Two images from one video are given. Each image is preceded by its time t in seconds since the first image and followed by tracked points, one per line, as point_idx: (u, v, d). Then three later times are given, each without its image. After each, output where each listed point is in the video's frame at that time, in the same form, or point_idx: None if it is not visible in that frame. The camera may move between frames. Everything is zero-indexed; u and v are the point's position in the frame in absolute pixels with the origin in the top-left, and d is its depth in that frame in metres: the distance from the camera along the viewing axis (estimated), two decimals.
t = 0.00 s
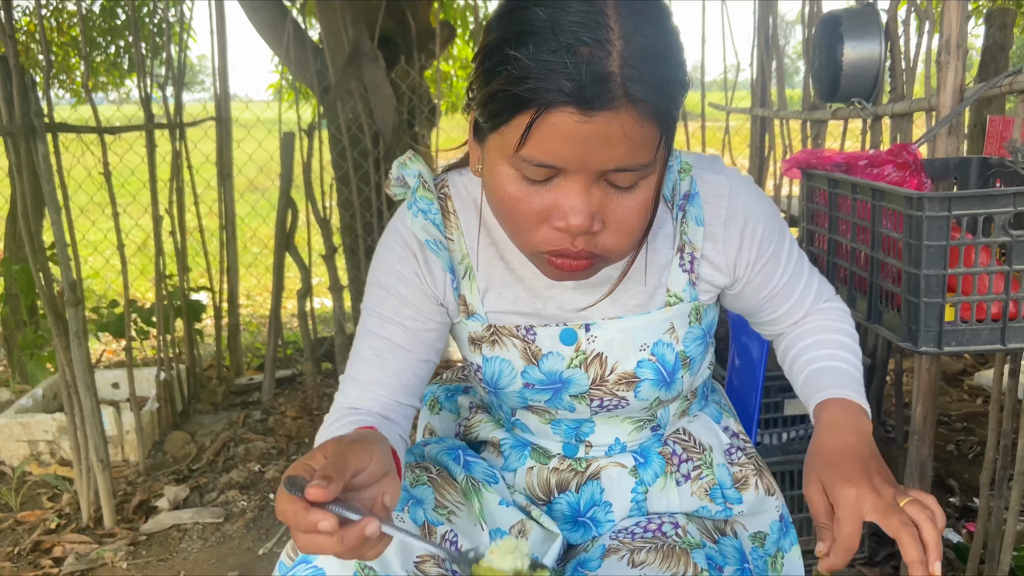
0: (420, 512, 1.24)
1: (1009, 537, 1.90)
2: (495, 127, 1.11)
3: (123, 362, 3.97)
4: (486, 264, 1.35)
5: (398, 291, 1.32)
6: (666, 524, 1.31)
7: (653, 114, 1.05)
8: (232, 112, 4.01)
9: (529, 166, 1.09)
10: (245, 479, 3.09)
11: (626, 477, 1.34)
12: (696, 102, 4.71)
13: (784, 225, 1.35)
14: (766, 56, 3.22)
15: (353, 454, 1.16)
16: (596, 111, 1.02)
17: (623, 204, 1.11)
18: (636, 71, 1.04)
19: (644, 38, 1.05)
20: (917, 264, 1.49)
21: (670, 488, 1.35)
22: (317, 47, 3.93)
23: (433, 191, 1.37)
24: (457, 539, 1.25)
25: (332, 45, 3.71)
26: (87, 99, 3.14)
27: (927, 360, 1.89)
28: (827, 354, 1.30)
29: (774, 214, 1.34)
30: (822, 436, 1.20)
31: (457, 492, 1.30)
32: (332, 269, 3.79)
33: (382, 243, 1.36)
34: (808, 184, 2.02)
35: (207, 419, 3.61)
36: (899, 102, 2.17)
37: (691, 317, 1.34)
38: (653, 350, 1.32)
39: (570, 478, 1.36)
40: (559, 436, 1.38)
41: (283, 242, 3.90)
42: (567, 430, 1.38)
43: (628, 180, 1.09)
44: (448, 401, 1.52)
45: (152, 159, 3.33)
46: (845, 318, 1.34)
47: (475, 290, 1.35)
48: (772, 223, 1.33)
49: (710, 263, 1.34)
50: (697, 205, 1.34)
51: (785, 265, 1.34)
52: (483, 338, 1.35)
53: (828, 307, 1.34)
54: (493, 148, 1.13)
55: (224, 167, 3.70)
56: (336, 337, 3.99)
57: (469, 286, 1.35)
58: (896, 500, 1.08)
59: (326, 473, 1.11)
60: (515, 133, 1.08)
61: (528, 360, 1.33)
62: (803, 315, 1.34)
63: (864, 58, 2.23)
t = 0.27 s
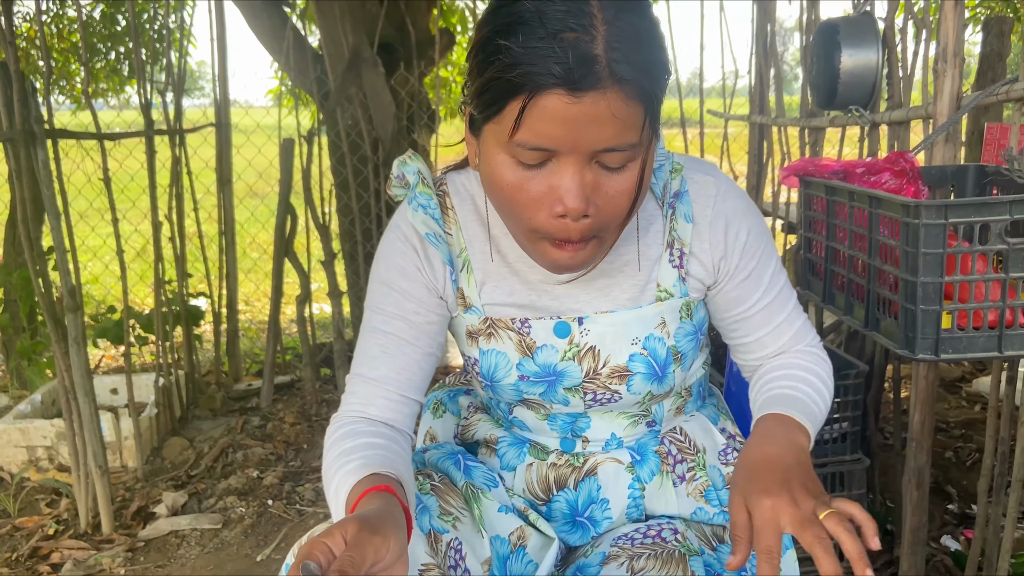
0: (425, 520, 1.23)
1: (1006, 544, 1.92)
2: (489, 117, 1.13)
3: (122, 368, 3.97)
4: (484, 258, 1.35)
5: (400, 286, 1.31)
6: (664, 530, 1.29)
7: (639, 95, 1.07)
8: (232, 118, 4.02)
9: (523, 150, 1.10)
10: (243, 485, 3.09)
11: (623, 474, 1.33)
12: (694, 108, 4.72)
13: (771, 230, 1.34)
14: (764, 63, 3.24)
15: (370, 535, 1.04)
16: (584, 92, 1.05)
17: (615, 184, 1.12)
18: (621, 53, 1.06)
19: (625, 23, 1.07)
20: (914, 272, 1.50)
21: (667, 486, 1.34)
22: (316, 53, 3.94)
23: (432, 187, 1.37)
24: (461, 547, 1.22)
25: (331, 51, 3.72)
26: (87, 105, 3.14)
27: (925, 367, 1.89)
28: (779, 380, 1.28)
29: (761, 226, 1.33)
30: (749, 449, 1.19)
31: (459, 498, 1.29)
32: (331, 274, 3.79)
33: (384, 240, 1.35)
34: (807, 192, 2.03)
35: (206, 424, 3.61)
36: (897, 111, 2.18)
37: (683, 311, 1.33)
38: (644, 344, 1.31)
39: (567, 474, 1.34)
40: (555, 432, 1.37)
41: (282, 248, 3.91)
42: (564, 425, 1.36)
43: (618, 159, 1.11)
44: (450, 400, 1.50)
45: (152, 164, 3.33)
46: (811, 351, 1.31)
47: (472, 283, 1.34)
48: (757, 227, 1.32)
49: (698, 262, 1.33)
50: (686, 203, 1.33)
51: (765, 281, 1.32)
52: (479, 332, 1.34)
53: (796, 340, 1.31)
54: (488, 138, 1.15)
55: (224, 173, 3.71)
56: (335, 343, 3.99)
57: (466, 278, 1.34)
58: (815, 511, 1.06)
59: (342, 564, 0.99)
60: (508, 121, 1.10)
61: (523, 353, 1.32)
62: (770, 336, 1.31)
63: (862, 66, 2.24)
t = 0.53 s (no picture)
0: (423, 526, 1.21)
1: (1004, 551, 1.92)
2: (477, 104, 1.17)
3: (120, 374, 3.97)
4: (475, 254, 1.37)
5: (397, 283, 1.34)
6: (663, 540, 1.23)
7: (619, 80, 1.11)
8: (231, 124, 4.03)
9: (510, 133, 1.14)
10: (242, 491, 3.08)
11: (615, 471, 1.30)
12: (693, 115, 4.73)
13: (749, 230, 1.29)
14: (762, 70, 3.25)
15: (354, 555, 1.02)
16: (567, 74, 1.08)
17: (598, 167, 1.15)
18: (601, 40, 1.10)
19: (606, 13, 1.12)
20: (911, 279, 1.50)
21: (661, 486, 1.29)
22: (316, 59, 3.95)
23: (426, 187, 1.41)
24: (458, 553, 1.21)
25: (331, 58, 3.73)
26: (88, 111, 3.15)
27: (923, 374, 1.89)
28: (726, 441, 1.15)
29: (734, 233, 1.27)
30: (664, 494, 1.09)
31: (455, 504, 1.28)
32: (330, 281, 3.79)
33: (380, 240, 1.38)
34: (804, 199, 2.03)
35: (204, 431, 3.61)
36: (894, 118, 2.19)
37: (667, 310, 1.32)
38: (629, 340, 1.31)
39: (560, 473, 1.32)
40: (548, 430, 1.36)
41: (281, 254, 3.91)
42: (556, 423, 1.35)
43: (601, 143, 1.13)
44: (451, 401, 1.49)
45: (151, 170, 3.34)
46: (775, 418, 1.15)
47: (464, 280, 1.36)
48: (731, 227, 1.27)
49: (677, 261, 1.31)
50: (665, 203, 1.32)
51: (729, 289, 1.23)
52: (470, 328, 1.36)
53: (760, 393, 1.18)
54: (477, 126, 1.19)
55: (223, 180, 3.71)
56: (334, 349, 3.99)
57: (459, 275, 1.37)
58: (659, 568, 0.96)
59: None
60: (495, 106, 1.14)
61: (512, 348, 1.33)
62: (729, 357, 1.20)
63: (860, 74, 2.25)
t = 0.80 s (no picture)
0: (416, 531, 1.23)
1: (1001, 559, 1.93)
2: (454, 101, 1.21)
3: (119, 379, 3.97)
4: (466, 257, 1.38)
5: (389, 289, 1.35)
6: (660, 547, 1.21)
7: (587, 70, 1.15)
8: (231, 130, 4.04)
9: (486, 125, 1.17)
10: (240, 497, 3.08)
11: (610, 471, 1.30)
12: (692, 123, 4.75)
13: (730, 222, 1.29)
14: (760, 78, 3.26)
15: (329, 554, 1.02)
16: (537, 65, 1.12)
17: (573, 156, 1.17)
18: (570, 32, 1.14)
19: (574, 10, 1.17)
20: (908, 287, 1.51)
21: (656, 486, 1.29)
22: (316, 66, 3.96)
23: (416, 197, 1.43)
24: (452, 559, 1.21)
25: (331, 64, 3.74)
26: (88, 117, 3.15)
27: (921, 381, 1.90)
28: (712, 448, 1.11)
29: (716, 223, 1.27)
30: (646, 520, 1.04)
31: (450, 509, 1.28)
32: (329, 286, 3.79)
33: (372, 250, 1.40)
34: (802, 207, 2.05)
35: (202, 436, 3.61)
36: (891, 126, 2.20)
37: (655, 307, 1.32)
38: (617, 338, 1.31)
39: (554, 474, 1.32)
40: (542, 432, 1.36)
41: (280, 260, 3.92)
42: (550, 424, 1.36)
43: (573, 132, 1.16)
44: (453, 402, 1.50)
45: (151, 176, 3.34)
46: (757, 412, 1.11)
47: (456, 285, 1.37)
48: (711, 220, 1.27)
49: (660, 258, 1.31)
50: (646, 203, 1.33)
51: (712, 276, 1.22)
52: (462, 332, 1.37)
53: (746, 380, 1.15)
54: (456, 122, 1.23)
55: (223, 185, 3.72)
56: (332, 355, 3.99)
57: (451, 280, 1.38)
58: None
59: None
60: (471, 99, 1.18)
61: (504, 350, 1.34)
62: (715, 344, 1.18)
63: (857, 82, 2.26)
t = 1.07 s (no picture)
0: (417, 535, 1.22)
1: (1000, 565, 1.93)
2: (435, 103, 1.23)
3: (118, 383, 3.97)
4: (460, 262, 1.39)
5: (387, 295, 1.36)
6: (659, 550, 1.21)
7: (559, 67, 1.16)
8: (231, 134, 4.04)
9: (465, 125, 1.19)
10: (239, 501, 3.08)
11: (607, 470, 1.30)
12: (691, 128, 4.76)
13: (715, 221, 1.29)
14: (759, 84, 3.27)
15: (328, 554, 1.02)
16: (508, 64, 1.14)
17: (548, 153, 1.18)
18: (543, 31, 1.15)
19: (548, 10, 1.17)
20: (907, 292, 1.51)
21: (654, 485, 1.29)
22: (316, 71, 3.97)
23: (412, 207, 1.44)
24: (452, 563, 1.20)
25: (331, 70, 3.75)
26: (88, 121, 3.15)
27: (920, 387, 1.90)
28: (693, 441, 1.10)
29: (700, 221, 1.27)
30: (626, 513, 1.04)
31: (450, 513, 1.28)
32: (328, 290, 3.79)
33: (371, 260, 1.41)
34: (801, 212, 2.05)
35: (201, 440, 3.60)
36: (889, 132, 2.21)
37: (644, 306, 1.32)
38: (610, 337, 1.32)
39: (552, 473, 1.32)
40: (540, 433, 1.36)
41: (280, 264, 3.92)
42: (548, 425, 1.36)
43: (549, 130, 1.17)
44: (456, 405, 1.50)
45: (151, 180, 3.34)
46: (736, 403, 1.11)
47: (452, 291, 1.38)
48: (695, 218, 1.27)
49: (647, 259, 1.31)
50: (633, 204, 1.33)
51: (695, 272, 1.23)
52: (459, 336, 1.37)
53: (729, 372, 1.15)
54: (439, 125, 1.24)
55: (223, 190, 3.72)
56: (331, 360, 4.00)
57: (447, 286, 1.38)
58: None
59: None
60: (449, 102, 1.20)
61: (500, 353, 1.34)
62: (697, 336, 1.18)
63: (856, 88, 2.27)
